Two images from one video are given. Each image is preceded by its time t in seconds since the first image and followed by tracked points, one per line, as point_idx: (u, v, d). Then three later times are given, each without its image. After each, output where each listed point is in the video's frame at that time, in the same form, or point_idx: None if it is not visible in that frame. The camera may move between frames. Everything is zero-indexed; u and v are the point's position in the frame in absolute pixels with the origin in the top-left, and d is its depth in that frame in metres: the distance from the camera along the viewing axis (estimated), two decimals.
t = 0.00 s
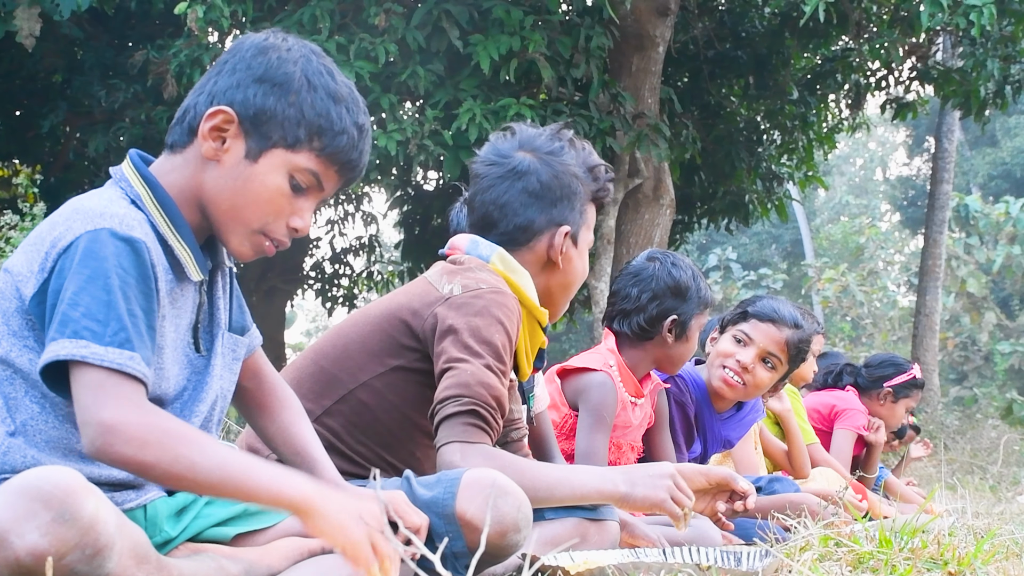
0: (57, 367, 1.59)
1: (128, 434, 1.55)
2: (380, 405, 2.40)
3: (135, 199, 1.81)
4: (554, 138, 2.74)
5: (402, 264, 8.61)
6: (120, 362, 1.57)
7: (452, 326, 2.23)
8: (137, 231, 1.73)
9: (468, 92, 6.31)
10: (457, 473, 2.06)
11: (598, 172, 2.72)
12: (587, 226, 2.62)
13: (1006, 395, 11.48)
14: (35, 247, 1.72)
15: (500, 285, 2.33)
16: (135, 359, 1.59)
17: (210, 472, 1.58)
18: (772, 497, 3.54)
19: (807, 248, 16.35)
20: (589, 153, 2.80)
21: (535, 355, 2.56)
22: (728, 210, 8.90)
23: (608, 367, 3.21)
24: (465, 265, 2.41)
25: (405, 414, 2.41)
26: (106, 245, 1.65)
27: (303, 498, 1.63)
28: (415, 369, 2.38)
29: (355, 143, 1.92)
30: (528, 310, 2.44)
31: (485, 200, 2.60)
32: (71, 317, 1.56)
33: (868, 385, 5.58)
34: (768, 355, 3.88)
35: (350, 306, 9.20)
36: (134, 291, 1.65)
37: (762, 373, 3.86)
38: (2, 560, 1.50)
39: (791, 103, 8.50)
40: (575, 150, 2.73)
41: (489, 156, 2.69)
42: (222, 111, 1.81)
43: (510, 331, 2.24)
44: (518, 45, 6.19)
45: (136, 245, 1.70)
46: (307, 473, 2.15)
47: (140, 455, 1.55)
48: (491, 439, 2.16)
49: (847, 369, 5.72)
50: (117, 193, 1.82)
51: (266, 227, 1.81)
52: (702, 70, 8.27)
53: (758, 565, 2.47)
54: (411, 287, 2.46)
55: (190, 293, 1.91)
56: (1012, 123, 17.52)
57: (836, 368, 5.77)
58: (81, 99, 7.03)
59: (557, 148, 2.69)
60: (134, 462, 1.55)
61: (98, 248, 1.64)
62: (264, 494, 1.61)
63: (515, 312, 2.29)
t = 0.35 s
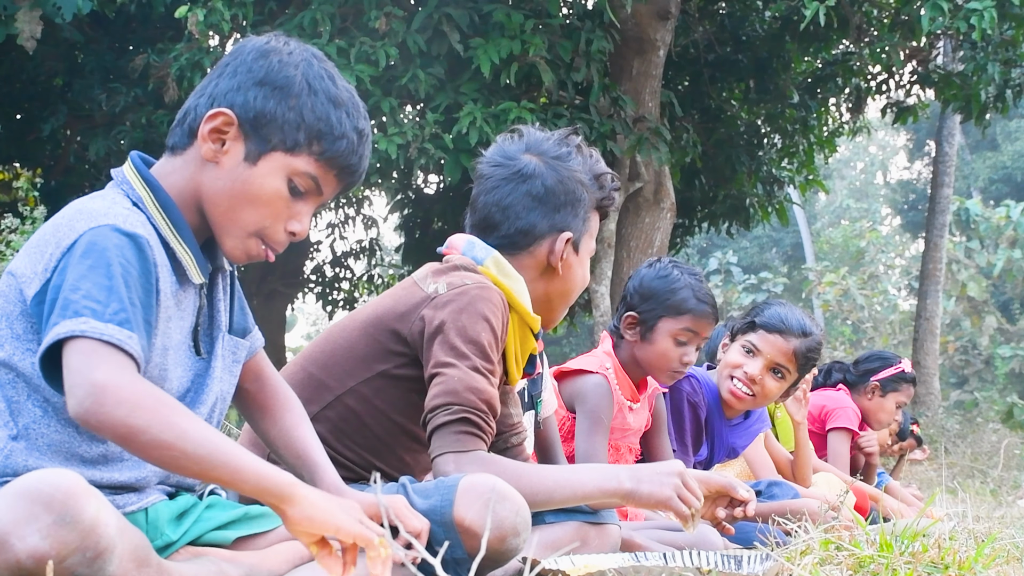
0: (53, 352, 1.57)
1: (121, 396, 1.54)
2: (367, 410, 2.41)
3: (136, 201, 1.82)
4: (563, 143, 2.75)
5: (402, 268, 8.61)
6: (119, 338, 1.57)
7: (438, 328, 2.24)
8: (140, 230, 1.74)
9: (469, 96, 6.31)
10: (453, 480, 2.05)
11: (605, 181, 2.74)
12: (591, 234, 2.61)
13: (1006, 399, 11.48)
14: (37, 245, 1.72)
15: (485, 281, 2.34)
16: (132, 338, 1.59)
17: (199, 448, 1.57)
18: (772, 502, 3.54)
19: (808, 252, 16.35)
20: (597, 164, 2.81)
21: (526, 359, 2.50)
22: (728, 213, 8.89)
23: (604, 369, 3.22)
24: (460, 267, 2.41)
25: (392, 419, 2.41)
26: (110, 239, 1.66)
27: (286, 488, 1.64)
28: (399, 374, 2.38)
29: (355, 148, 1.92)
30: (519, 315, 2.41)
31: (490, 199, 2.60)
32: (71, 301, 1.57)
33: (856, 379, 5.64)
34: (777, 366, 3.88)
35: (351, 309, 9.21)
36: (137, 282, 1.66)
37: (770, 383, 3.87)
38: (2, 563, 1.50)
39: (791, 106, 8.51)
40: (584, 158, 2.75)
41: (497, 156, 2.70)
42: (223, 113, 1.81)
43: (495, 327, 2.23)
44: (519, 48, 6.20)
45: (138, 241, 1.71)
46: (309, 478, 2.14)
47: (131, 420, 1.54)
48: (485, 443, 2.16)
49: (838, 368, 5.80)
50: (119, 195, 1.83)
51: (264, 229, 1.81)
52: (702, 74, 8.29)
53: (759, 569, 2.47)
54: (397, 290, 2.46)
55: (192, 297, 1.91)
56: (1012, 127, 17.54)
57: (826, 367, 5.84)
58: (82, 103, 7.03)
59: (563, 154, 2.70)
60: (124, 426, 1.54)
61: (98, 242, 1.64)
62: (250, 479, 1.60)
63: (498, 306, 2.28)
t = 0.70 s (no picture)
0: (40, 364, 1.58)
1: (96, 418, 1.55)
2: (365, 411, 2.40)
3: (132, 204, 1.81)
4: (630, 188, 2.62)
5: (404, 269, 8.61)
6: (101, 355, 1.57)
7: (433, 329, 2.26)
8: (133, 238, 1.74)
9: (471, 97, 6.31)
10: (454, 483, 2.07)
11: (643, 229, 2.49)
12: (595, 264, 2.46)
13: (1008, 400, 11.47)
14: (32, 250, 1.72)
15: (483, 283, 2.35)
16: (115, 355, 1.59)
17: (163, 479, 1.59)
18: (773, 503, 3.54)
19: (810, 253, 16.34)
20: (657, 218, 2.55)
21: (519, 378, 2.50)
22: (731, 214, 8.87)
23: (597, 371, 3.23)
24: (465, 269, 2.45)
25: (391, 421, 2.42)
26: (101, 247, 1.65)
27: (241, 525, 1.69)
28: (399, 373, 2.39)
29: (351, 150, 1.93)
30: (517, 333, 2.42)
31: (534, 210, 2.70)
32: (58, 310, 1.57)
33: (856, 377, 5.65)
34: (794, 384, 3.94)
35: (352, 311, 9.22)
36: (125, 295, 1.66)
37: (788, 401, 3.92)
38: (6, 563, 1.50)
39: (793, 107, 8.51)
40: (639, 207, 2.56)
41: (575, 179, 2.73)
42: (221, 113, 1.82)
43: (491, 330, 2.24)
44: (520, 49, 6.19)
45: (130, 250, 1.70)
46: (307, 477, 2.15)
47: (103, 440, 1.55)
48: (485, 447, 2.18)
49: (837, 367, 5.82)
50: (114, 198, 1.82)
51: (260, 230, 1.82)
52: (704, 75, 8.30)
53: (760, 569, 2.47)
54: (399, 290, 2.47)
55: (188, 298, 1.91)
56: (1014, 128, 17.54)
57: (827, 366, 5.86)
58: (83, 104, 7.04)
59: (611, 188, 2.61)
60: (96, 448, 1.55)
61: (91, 250, 1.64)
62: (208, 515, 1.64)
63: (496, 309, 2.30)
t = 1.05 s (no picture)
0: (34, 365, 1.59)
1: (56, 417, 1.53)
2: (380, 417, 2.43)
3: (134, 204, 1.81)
4: (650, 215, 2.57)
5: (403, 268, 8.61)
6: (78, 358, 1.55)
7: (455, 337, 2.27)
8: (130, 239, 1.72)
9: (471, 96, 6.31)
10: (457, 482, 2.07)
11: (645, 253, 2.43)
12: (593, 281, 2.44)
13: (1007, 399, 11.47)
14: (32, 248, 1.72)
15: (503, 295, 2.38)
16: (94, 358, 1.57)
17: (133, 472, 1.56)
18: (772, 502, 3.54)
19: (810, 253, 16.34)
20: (665, 246, 2.47)
21: (522, 393, 2.51)
22: (730, 214, 8.87)
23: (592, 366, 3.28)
24: (484, 277, 2.48)
25: (404, 428, 2.44)
26: (93, 247, 1.65)
27: (244, 485, 1.64)
28: (416, 382, 2.41)
29: (354, 150, 1.92)
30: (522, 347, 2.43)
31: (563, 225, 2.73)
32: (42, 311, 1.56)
33: (853, 376, 5.66)
34: (785, 363, 3.94)
35: (352, 310, 9.22)
36: (117, 297, 1.64)
37: (779, 380, 3.93)
38: (5, 563, 1.50)
39: (793, 107, 8.51)
40: (650, 233, 2.51)
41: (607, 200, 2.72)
42: (223, 112, 1.81)
43: (511, 341, 2.27)
44: (520, 48, 6.19)
45: (126, 251, 1.69)
46: (308, 476, 2.14)
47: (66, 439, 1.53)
48: (497, 452, 2.19)
49: (835, 366, 5.84)
50: (116, 197, 1.82)
51: (260, 229, 1.81)
52: (704, 74, 8.31)
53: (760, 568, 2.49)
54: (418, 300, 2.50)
55: (189, 297, 1.90)
56: (1014, 127, 17.53)
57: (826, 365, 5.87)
58: (83, 103, 7.03)
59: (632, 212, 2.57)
60: (58, 448, 1.53)
61: (83, 250, 1.64)
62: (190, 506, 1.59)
63: (517, 322, 2.32)
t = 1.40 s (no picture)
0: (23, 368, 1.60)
1: (30, 424, 1.54)
2: (378, 414, 2.43)
3: (131, 201, 1.81)
4: (643, 203, 2.60)
5: (404, 266, 8.61)
6: (61, 361, 1.56)
7: (453, 334, 2.28)
8: (122, 239, 1.72)
9: (472, 94, 6.31)
10: (456, 480, 2.07)
11: (643, 240, 2.46)
12: (593, 272, 2.44)
13: (1009, 397, 11.47)
14: (28, 245, 1.72)
15: (500, 289, 2.38)
16: (78, 361, 1.57)
17: (110, 475, 1.58)
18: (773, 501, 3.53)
19: (812, 251, 16.33)
20: (662, 233, 2.50)
21: (523, 389, 2.50)
22: (731, 212, 8.87)
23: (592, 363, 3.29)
24: (480, 274, 2.48)
25: (403, 424, 2.44)
26: (84, 248, 1.65)
27: (222, 484, 1.65)
28: (415, 379, 2.41)
29: (351, 145, 1.91)
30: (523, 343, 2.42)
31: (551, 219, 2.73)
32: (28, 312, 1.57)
33: (857, 375, 5.64)
34: (761, 350, 3.88)
35: (353, 307, 9.22)
36: (106, 297, 1.64)
37: (755, 367, 3.89)
38: (5, 560, 1.49)
39: (794, 104, 8.50)
40: (645, 220, 2.54)
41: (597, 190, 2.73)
42: (218, 108, 1.82)
43: (507, 336, 2.26)
44: (521, 46, 6.19)
45: (117, 252, 1.69)
46: (308, 473, 2.14)
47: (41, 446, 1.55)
48: (495, 449, 2.19)
49: (840, 365, 5.83)
50: (113, 194, 1.82)
51: (261, 226, 1.81)
52: (705, 72, 8.32)
53: (761, 566, 2.48)
54: (414, 296, 2.50)
55: (189, 294, 1.90)
56: (1015, 125, 17.51)
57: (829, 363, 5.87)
58: (84, 100, 7.04)
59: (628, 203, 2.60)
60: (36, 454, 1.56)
61: (74, 251, 1.64)
62: (170, 500, 1.61)
63: (513, 317, 2.31)
